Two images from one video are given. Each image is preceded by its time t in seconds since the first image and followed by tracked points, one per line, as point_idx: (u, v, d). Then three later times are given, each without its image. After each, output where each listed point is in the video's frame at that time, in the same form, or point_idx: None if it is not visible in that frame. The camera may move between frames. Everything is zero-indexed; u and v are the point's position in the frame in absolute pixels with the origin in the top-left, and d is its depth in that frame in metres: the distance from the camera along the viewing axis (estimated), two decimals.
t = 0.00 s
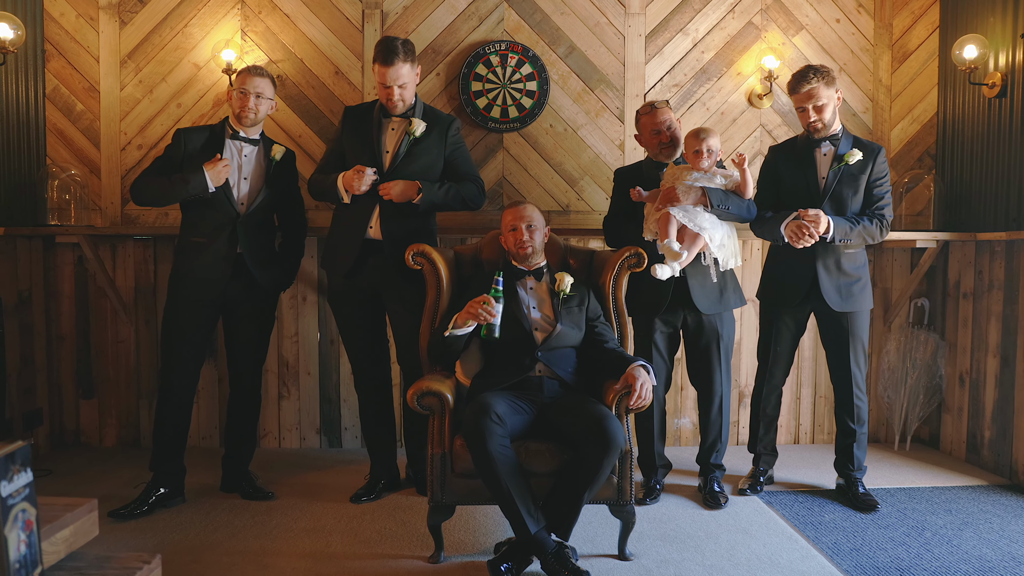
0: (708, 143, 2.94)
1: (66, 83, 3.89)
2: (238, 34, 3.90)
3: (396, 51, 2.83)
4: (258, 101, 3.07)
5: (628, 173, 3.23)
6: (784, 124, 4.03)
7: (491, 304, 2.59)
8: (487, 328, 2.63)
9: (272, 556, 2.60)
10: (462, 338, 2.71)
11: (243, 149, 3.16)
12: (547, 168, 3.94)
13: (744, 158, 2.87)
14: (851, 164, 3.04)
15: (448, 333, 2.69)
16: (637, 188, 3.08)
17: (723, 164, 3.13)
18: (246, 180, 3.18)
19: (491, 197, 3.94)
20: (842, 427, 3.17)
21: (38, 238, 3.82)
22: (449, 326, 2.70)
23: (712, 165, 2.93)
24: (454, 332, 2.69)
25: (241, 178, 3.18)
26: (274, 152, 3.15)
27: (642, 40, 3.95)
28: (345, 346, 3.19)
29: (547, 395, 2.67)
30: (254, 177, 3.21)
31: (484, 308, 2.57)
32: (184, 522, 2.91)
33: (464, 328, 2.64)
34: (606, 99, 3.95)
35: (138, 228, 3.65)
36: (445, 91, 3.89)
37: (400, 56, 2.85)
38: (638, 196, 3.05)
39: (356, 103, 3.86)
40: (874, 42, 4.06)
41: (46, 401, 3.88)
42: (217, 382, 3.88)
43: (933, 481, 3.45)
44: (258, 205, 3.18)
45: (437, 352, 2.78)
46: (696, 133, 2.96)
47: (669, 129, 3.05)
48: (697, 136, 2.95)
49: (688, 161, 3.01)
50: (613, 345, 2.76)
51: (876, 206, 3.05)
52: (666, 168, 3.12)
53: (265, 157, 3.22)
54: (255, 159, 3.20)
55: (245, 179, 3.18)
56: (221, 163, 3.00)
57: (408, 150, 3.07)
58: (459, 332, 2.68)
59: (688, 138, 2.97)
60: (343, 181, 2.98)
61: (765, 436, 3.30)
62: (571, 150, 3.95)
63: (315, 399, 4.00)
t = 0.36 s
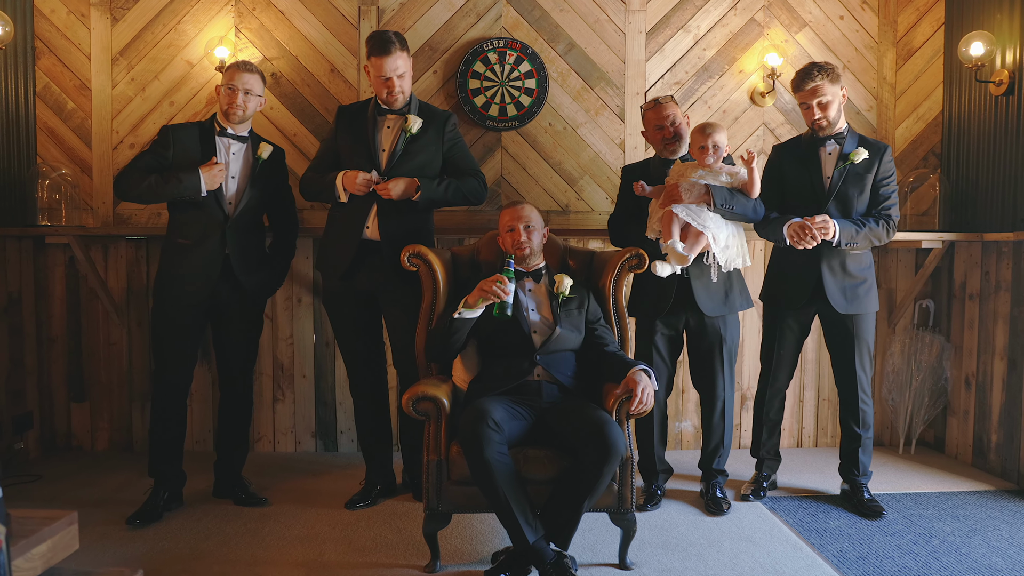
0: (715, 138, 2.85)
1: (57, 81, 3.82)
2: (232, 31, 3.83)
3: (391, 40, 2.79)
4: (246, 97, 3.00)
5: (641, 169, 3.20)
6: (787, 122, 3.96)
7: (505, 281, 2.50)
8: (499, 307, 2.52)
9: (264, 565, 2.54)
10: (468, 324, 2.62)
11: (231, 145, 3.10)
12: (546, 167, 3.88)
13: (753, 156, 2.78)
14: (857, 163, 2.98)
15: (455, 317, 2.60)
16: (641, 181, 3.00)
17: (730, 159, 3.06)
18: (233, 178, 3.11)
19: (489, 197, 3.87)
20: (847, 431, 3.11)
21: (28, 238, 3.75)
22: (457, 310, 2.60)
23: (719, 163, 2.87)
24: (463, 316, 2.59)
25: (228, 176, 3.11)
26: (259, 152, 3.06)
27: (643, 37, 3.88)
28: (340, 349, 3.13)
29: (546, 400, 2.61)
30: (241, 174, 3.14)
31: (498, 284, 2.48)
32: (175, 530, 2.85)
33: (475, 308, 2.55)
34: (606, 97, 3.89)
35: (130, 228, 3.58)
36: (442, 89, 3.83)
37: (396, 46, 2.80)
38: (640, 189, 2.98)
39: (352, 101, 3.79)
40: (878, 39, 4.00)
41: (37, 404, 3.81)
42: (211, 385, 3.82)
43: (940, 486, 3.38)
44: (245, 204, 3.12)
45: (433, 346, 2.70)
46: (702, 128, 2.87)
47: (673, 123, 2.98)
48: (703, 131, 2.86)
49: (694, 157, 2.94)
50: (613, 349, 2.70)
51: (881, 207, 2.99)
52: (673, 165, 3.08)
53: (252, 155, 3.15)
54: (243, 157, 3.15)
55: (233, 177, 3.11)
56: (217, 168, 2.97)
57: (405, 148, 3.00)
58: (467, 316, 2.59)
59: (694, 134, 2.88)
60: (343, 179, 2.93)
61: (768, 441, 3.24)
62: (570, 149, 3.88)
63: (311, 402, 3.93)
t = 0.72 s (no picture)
0: (723, 140, 2.79)
1: (46, 78, 3.75)
2: (225, 27, 3.76)
3: (385, 34, 2.74)
4: (229, 91, 2.93)
5: (649, 172, 3.12)
6: (790, 121, 3.89)
7: (512, 269, 2.41)
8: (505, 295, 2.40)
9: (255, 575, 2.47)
10: (472, 314, 2.55)
11: (214, 142, 3.03)
12: (544, 166, 3.81)
13: (761, 157, 2.70)
14: (862, 162, 2.91)
15: (459, 304, 2.52)
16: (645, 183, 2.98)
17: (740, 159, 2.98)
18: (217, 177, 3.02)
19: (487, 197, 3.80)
20: (853, 436, 3.04)
21: (16, 238, 3.67)
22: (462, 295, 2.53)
23: (727, 165, 2.81)
24: (467, 303, 2.52)
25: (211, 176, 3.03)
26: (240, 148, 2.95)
27: (643, 34, 3.81)
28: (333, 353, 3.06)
29: (544, 406, 2.54)
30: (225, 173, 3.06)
31: (505, 272, 2.40)
32: (164, 538, 2.78)
33: (479, 295, 2.48)
34: (606, 95, 3.82)
35: (120, 228, 3.51)
36: (439, 86, 3.76)
37: (392, 38, 2.75)
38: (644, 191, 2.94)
39: (347, 98, 3.72)
40: (883, 37, 3.94)
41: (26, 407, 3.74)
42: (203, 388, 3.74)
43: (946, 492, 3.32)
44: (227, 202, 3.04)
45: (428, 343, 2.60)
46: (711, 129, 2.81)
47: (682, 124, 2.91)
48: (711, 133, 2.80)
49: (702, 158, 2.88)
50: (614, 353, 2.63)
51: (883, 210, 2.92)
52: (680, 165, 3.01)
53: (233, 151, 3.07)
54: (225, 153, 3.06)
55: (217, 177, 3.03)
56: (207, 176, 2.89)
57: (400, 146, 2.93)
58: (471, 304, 2.51)
59: (702, 135, 2.82)
60: (337, 177, 2.85)
61: (772, 447, 3.16)
62: (569, 148, 3.81)
63: (305, 406, 3.86)
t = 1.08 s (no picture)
0: (731, 134, 2.67)
1: (34, 74, 3.66)
2: (217, 22, 3.68)
3: (381, 25, 2.66)
4: (216, 84, 2.89)
5: (661, 167, 3.05)
6: (795, 117, 3.81)
7: (513, 260, 2.40)
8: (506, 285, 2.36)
9: None
10: (472, 306, 2.49)
11: (195, 135, 2.98)
12: (544, 164, 3.73)
13: (770, 153, 2.62)
14: (871, 158, 2.83)
15: (458, 295, 2.48)
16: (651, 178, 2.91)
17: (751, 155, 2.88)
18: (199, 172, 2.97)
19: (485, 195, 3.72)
20: (861, 441, 2.96)
21: (3, 238, 3.59)
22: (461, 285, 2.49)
23: (734, 160, 2.72)
24: (466, 294, 2.47)
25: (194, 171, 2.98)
26: (220, 139, 2.92)
27: (645, 29, 3.73)
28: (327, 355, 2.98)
29: (544, 411, 2.45)
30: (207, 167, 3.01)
31: (505, 261, 2.38)
32: (153, 547, 2.69)
33: (479, 287, 2.47)
34: (606, 91, 3.73)
35: (109, 227, 3.43)
36: (436, 82, 3.67)
37: (387, 30, 2.66)
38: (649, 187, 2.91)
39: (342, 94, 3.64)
40: (890, 31, 3.85)
41: (14, 411, 3.66)
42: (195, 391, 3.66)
43: (956, 498, 3.23)
44: (210, 197, 2.98)
45: (428, 342, 2.51)
46: (719, 123, 2.70)
47: (692, 120, 2.84)
48: (718, 127, 2.68)
49: (710, 154, 2.79)
50: (615, 356, 2.55)
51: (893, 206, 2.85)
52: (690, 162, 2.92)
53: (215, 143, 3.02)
54: (208, 146, 3.02)
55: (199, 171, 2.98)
56: (189, 175, 2.83)
57: (395, 142, 2.85)
58: (471, 295, 2.47)
59: (709, 128, 2.71)
60: (333, 175, 2.77)
61: (777, 451, 3.09)
62: (569, 145, 3.73)
63: (300, 408, 3.78)
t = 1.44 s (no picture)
0: (740, 131, 2.59)
1: (21, 69, 3.57)
2: (208, 16, 3.58)
3: (376, 17, 2.58)
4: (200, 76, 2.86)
5: (666, 166, 2.97)
6: (800, 115, 3.72)
7: (511, 255, 2.32)
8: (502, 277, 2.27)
9: None
10: (468, 303, 2.38)
11: (172, 128, 2.90)
12: (544, 162, 3.64)
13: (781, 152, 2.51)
14: (880, 155, 2.75)
15: (453, 292, 2.37)
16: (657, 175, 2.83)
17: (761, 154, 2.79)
18: (178, 168, 2.90)
19: (483, 194, 3.63)
20: (870, 447, 2.87)
21: None
22: (455, 281, 2.39)
23: (742, 158, 2.64)
24: (461, 290, 2.37)
25: (173, 167, 2.90)
26: (197, 133, 2.88)
27: (647, 24, 3.64)
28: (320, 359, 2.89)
29: (543, 418, 2.37)
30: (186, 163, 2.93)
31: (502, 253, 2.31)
32: (139, 559, 2.61)
33: (475, 283, 2.37)
34: (607, 87, 3.64)
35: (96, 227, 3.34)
36: (433, 78, 3.58)
37: (383, 20, 2.59)
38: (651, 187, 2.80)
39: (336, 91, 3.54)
40: (897, 27, 3.76)
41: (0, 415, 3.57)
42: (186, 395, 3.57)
43: (967, 505, 3.15)
44: (188, 192, 2.91)
45: (426, 345, 2.41)
46: (727, 120, 2.62)
47: (701, 116, 2.76)
48: (727, 123, 2.60)
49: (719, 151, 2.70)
50: (617, 360, 2.46)
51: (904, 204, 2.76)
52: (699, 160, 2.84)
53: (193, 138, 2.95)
54: (185, 141, 2.94)
55: (178, 167, 2.91)
56: (170, 181, 2.77)
57: (390, 139, 2.76)
58: (467, 291, 2.37)
59: (717, 125, 2.63)
60: (326, 172, 2.68)
61: (783, 457, 3.01)
62: (569, 143, 3.64)
63: (293, 413, 3.69)
